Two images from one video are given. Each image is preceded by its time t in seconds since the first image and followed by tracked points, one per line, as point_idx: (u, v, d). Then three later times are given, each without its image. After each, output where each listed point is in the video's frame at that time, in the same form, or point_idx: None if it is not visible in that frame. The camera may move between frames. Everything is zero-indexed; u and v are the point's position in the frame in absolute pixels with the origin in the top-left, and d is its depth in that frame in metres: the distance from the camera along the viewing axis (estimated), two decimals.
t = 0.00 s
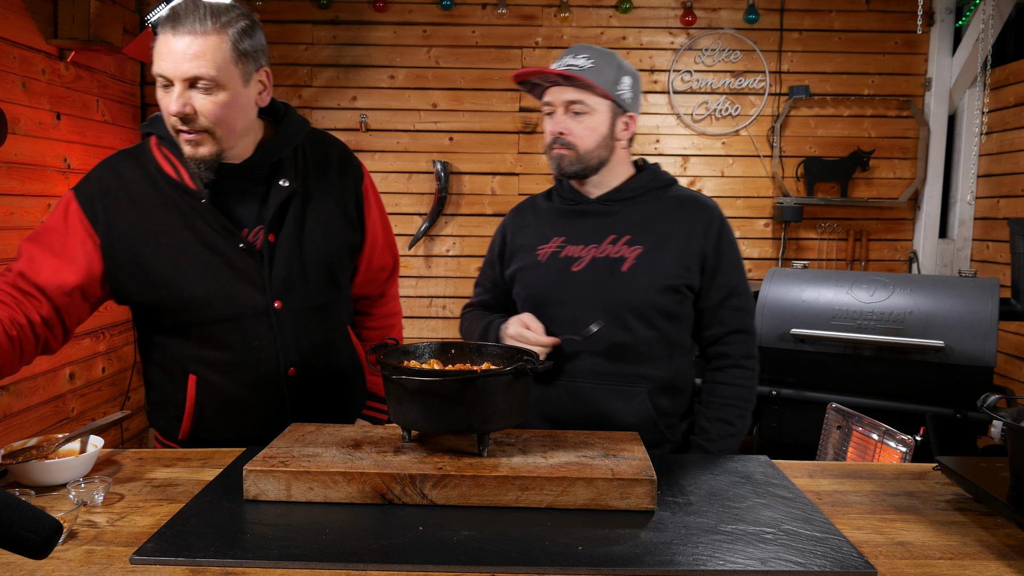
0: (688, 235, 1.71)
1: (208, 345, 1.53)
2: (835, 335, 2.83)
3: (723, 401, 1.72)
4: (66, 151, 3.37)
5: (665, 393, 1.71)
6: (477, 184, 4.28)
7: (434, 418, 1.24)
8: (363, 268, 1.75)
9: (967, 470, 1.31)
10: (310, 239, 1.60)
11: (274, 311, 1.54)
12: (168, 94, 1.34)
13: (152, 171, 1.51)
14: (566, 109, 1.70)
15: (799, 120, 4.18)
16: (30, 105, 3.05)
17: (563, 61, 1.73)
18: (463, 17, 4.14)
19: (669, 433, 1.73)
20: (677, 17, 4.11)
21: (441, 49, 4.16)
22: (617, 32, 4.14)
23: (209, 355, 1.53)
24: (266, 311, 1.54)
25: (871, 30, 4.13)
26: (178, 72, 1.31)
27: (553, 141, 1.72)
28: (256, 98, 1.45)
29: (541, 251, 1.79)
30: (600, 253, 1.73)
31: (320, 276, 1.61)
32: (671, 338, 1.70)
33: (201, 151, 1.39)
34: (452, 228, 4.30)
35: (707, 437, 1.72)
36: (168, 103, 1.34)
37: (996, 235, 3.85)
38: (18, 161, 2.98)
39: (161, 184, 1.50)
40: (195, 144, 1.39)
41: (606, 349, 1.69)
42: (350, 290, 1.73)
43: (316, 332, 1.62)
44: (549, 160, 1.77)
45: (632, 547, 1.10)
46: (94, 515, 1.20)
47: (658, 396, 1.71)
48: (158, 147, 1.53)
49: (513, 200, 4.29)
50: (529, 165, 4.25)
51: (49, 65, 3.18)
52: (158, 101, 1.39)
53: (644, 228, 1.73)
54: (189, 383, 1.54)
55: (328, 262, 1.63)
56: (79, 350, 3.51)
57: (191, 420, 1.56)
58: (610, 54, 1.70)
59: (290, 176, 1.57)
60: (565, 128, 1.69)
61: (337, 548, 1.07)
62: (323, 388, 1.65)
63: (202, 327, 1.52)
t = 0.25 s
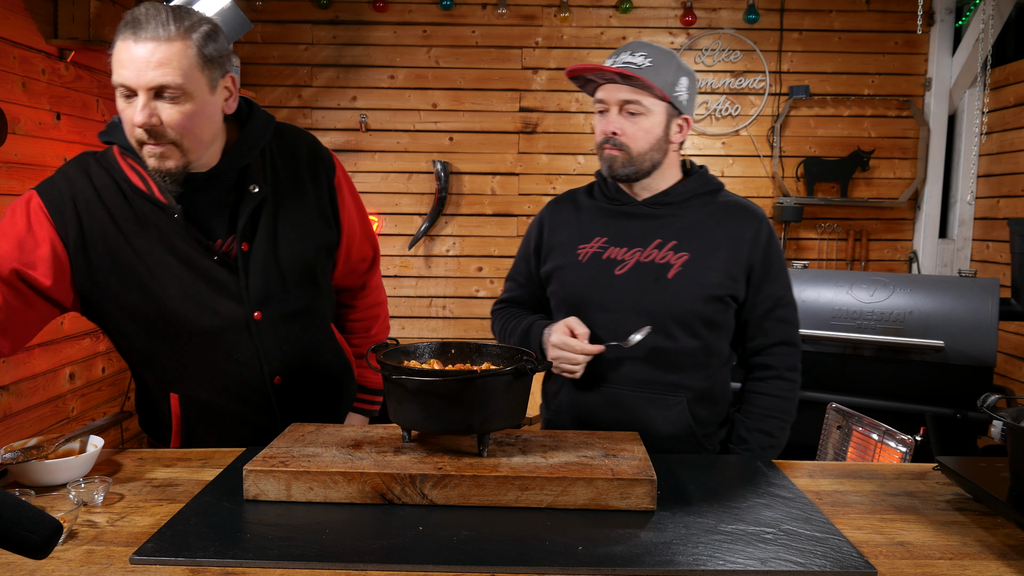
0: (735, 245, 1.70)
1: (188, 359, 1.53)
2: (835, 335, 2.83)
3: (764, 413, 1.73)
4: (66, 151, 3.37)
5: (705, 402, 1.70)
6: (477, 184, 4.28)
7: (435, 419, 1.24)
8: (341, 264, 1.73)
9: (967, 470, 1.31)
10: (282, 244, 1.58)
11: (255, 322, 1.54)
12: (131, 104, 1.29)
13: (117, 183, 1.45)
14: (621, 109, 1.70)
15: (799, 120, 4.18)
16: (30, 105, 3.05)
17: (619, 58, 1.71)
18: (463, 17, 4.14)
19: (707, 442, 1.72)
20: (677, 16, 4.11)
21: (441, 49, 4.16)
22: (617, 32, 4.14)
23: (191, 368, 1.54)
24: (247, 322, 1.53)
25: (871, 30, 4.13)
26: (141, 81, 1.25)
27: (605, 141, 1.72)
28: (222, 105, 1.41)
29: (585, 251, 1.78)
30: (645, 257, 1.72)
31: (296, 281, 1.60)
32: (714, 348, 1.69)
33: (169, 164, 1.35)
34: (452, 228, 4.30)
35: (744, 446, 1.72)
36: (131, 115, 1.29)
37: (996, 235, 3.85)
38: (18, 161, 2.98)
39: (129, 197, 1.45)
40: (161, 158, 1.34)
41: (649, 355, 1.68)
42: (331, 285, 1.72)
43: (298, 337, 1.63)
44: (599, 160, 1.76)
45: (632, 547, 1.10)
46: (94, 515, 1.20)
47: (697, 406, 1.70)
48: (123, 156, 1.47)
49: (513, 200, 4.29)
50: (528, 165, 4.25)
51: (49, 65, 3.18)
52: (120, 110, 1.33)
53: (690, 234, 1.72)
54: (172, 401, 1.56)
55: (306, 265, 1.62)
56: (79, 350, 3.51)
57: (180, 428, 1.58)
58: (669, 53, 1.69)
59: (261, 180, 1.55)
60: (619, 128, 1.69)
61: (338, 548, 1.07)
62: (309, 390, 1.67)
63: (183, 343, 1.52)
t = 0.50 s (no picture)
0: (752, 249, 1.70)
1: (186, 365, 1.52)
2: (835, 335, 2.83)
3: (775, 419, 1.75)
4: (66, 151, 3.37)
5: (715, 406, 1.70)
6: (477, 184, 4.28)
7: (435, 419, 1.24)
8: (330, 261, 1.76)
9: (966, 470, 1.31)
10: (276, 246, 1.61)
11: (254, 326, 1.55)
12: (134, 109, 1.26)
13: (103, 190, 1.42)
14: (640, 108, 1.71)
15: (799, 120, 4.18)
16: (30, 105, 3.05)
17: (638, 56, 1.71)
18: (462, 17, 4.14)
19: (718, 446, 1.72)
20: (677, 16, 4.11)
21: (441, 49, 4.16)
22: (617, 32, 4.14)
23: (189, 374, 1.53)
24: (245, 326, 1.55)
25: (871, 30, 4.13)
26: (149, 86, 1.24)
27: (624, 141, 1.72)
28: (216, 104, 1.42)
29: (599, 250, 1.78)
30: (660, 257, 1.72)
31: (290, 281, 1.63)
32: (727, 351, 1.69)
33: (173, 165, 1.35)
34: (452, 228, 4.30)
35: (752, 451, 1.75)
36: (137, 120, 1.27)
37: (996, 235, 3.85)
38: (18, 161, 2.98)
39: (120, 204, 1.42)
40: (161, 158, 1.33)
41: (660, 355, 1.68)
42: (320, 280, 1.74)
43: (295, 336, 1.64)
44: (617, 161, 1.76)
45: (632, 547, 1.10)
46: (94, 515, 1.20)
47: (708, 409, 1.70)
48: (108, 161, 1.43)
49: (513, 200, 4.29)
50: (528, 165, 4.25)
51: (49, 65, 3.18)
52: (115, 116, 1.29)
53: (706, 236, 1.72)
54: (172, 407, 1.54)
55: (298, 265, 1.64)
56: (79, 350, 3.51)
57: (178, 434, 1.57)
58: (689, 52, 1.69)
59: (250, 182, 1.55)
60: (638, 127, 1.69)
61: (337, 548, 1.07)
62: (308, 390, 1.69)
63: (182, 349, 1.51)
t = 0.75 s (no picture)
0: (740, 249, 1.70)
1: (193, 361, 1.52)
2: (835, 335, 2.83)
3: (760, 421, 1.76)
4: (66, 151, 3.37)
5: (701, 406, 1.70)
6: (477, 184, 4.28)
7: (435, 418, 1.24)
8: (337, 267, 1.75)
9: (966, 470, 1.31)
10: (288, 242, 1.60)
11: (264, 322, 1.55)
12: (226, 97, 1.32)
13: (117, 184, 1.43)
14: (621, 110, 1.71)
15: (799, 120, 4.18)
16: (30, 105, 3.05)
17: (617, 58, 1.72)
18: (463, 17, 4.14)
19: (704, 446, 1.72)
20: (677, 16, 4.11)
21: (441, 49, 4.16)
22: (617, 32, 4.14)
23: (196, 370, 1.53)
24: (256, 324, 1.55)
25: (871, 30, 4.13)
26: (245, 73, 1.33)
27: (606, 143, 1.73)
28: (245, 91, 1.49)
29: (586, 248, 1.78)
30: (649, 256, 1.72)
31: (301, 279, 1.62)
32: (713, 351, 1.69)
33: (247, 151, 1.43)
34: (452, 228, 4.30)
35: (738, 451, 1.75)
36: (227, 108, 1.33)
37: (996, 235, 3.85)
38: (18, 161, 2.98)
39: (133, 198, 1.43)
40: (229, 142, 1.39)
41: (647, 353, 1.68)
42: (326, 281, 1.73)
43: (305, 334, 1.64)
44: (602, 164, 1.77)
45: (632, 547, 1.10)
46: (94, 515, 1.20)
47: (694, 409, 1.70)
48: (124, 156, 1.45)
49: (513, 200, 4.29)
50: (528, 165, 4.25)
51: (48, 65, 3.18)
52: (197, 107, 1.31)
53: (694, 235, 1.72)
54: (178, 405, 1.53)
55: (310, 263, 1.63)
56: (79, 350, 3.51)
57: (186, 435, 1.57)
58: (668, 50, 1.69)
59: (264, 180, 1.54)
60: (620, 129, 1.70)
61: (337, 548, 1.07)
62: (315, 389, 1.69)
63: (191, 345, 1.51)
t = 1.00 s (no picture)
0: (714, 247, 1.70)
1: (225, 350, 1.51)
2: (835, 335, 2.83)
3: (737, 420, 1.74)
4: (66, 151, 3.37)
5: (676, 405, 1.71)
6: (477, 184, 4.28)
7: (434, 418, 1.24)
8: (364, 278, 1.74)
9: (967, 470, 1.31)
10: (328, 238, 1.63)
11: (297, 313, 1.56)
12: (298, 84, 1.45)
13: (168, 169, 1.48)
14: (589, 112, 1.73)
15: (799, 120, 4.18)
16: (30, 105, 3.05)
17: (583, 61, 1.73)
18: (463, 17, 4.14)
19: (680, 446, 1.73)
20: (677, 17, 4.11)
21: (441, 49, 4.16)
22: (617, 32, 4.14)
23: (227, 359, 1.52)
24: (290, 315, 1.56)
25: (871, 30, 4.13)
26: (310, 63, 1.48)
27: (578, 147, 1.75)
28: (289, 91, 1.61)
29: (560, 249, 1.80)
30: (622, 256, 1.73)
31: (337, 276, 1.64)
32: (689, 350, 1.70)
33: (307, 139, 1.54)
34: (452, 228, 4.30)
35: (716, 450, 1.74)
36: (300, 94, 1.45)
37: (996, 235, 3.85)
38: (18, 161, 2.98)
39: (179, 182, 1.47)
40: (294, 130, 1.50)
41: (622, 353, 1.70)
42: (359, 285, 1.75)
43: (335, 331, 1.65)
44: (576, 167, 1.79)
45: (632, 547, 1.10)
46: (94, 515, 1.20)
47: (669, 408, 1.70)
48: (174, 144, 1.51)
49: (513, 200, 4.29)
50: (529, 165, 4.25)
51: (49, 65, 3.18)
52: (274, 92, 1.41)
53: (668, 234, 1.73)
54: (208, 392, 1.52)
55: (344, 260, 1.66)
56: (79, 350, 3.51)
57: (212, 428, 1.55)
58: (632, 50, 1.70)
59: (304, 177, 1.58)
60: (589, 132, 1.72)
61: (337, 548, 1.07)
62: (339, 390, 1.68)
63: (225, 332, 1.51)
